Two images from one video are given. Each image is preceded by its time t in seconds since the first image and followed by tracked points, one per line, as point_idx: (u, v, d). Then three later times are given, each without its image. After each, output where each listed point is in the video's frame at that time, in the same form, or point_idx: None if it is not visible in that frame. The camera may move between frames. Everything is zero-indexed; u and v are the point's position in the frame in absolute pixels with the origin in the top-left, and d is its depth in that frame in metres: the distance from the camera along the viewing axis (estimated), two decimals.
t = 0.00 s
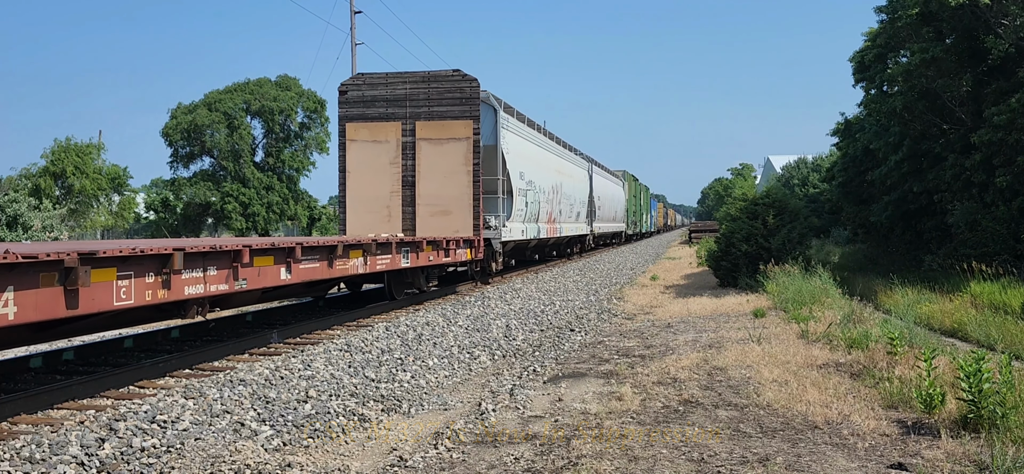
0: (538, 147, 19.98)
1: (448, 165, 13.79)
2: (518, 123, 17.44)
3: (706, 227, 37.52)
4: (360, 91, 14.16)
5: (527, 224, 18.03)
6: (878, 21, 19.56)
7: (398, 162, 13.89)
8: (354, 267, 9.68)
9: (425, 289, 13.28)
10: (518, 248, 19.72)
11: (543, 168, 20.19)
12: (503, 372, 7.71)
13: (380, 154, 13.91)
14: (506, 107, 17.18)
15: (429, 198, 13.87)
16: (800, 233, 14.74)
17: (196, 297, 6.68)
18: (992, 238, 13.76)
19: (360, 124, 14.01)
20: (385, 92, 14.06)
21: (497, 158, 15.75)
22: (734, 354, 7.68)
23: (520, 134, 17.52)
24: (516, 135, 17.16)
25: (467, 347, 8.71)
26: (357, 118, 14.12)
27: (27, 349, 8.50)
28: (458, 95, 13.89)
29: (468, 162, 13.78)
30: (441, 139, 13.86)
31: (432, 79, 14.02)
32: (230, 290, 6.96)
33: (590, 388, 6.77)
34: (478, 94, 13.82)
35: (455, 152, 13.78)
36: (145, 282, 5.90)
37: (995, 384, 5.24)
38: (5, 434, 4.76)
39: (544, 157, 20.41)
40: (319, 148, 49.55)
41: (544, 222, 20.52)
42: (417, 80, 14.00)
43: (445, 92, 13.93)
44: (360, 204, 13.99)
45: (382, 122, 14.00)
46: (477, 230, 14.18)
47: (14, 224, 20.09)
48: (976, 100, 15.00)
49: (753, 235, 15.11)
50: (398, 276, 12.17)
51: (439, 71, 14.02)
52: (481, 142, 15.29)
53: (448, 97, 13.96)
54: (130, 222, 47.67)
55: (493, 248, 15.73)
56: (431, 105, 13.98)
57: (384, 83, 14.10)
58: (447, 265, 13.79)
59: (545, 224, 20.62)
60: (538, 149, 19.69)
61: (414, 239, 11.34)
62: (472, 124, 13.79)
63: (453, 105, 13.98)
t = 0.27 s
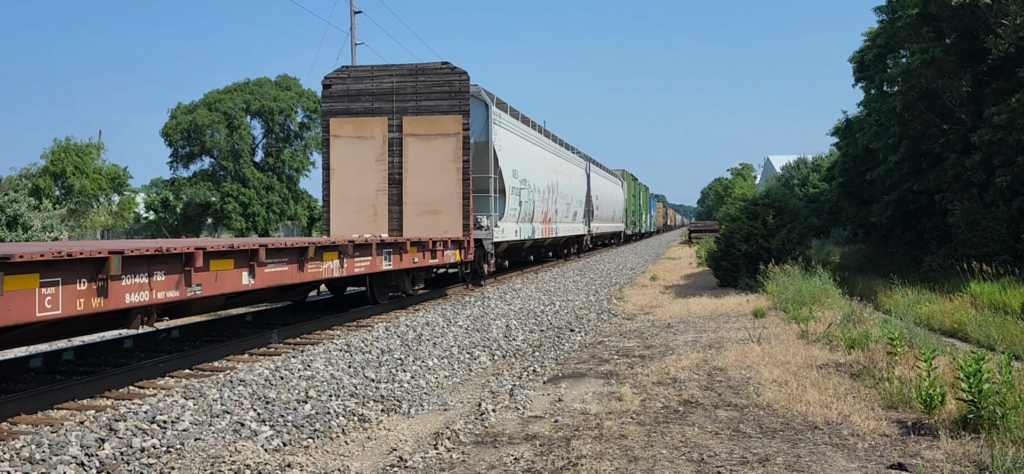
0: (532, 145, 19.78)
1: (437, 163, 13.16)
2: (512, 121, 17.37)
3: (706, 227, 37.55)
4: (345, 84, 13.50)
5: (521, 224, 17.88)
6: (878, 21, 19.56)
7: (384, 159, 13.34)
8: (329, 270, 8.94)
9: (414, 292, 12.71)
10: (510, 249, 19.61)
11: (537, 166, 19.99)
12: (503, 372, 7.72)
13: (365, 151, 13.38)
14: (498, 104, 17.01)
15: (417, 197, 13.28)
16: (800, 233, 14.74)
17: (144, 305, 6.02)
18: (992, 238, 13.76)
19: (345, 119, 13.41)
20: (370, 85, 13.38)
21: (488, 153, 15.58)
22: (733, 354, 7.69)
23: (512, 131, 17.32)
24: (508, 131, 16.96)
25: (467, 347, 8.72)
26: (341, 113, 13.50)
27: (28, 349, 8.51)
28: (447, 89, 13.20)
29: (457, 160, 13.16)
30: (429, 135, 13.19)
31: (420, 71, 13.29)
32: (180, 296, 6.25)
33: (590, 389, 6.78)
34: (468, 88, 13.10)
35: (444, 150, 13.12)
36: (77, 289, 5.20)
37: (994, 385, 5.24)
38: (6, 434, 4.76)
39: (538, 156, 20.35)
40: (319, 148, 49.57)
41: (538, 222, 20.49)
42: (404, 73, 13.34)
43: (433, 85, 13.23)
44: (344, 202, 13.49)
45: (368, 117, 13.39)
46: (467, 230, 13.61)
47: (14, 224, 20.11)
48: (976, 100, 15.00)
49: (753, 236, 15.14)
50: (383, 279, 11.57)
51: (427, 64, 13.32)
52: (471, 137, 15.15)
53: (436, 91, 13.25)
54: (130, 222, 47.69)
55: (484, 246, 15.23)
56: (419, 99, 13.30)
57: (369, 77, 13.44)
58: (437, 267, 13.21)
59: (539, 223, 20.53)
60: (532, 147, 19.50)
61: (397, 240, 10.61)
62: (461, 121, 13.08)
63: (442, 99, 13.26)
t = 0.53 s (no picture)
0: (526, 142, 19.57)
1: (425, 159, 12.76)
2: (503, 116, 17.03)
3: (706, 227, 37.56)
4: (328, 78, 13.11)
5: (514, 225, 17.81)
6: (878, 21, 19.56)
7: (369, 155, 12.88)
8: (301, 274, 8.38)
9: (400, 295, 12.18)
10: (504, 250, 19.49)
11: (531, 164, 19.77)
12: (503, 372, 7.72)
13: (349, 147, 12.90)
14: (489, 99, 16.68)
15: (404, 195, 12.83)
16: (800, 233, 14.73)
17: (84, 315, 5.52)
18: (992, 238, 13.75)
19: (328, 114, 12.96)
20: (354, 78, 13.03)
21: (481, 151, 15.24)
22: (733, 354, 7.70)
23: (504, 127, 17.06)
24: (500, 128, 16.69)
25: (467, 347, 8.72)
26: (324, 108, 13.06)
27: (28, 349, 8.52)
28: (435, 82, 12.89)
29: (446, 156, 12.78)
30: (417, 130, 12.80)
31: (406, 65, 12.99)
32: (122, 304, 5.70)
33: (590, 389, 6.78)
34: (456, 81, 12.81)
35: (432, 146, 12.75)
36: None
37: (994, 384, 5.24)
38: (6, 434, 4.77)
39: (533, 153, 20.22)
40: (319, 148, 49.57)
41: (533, 222, 20.40)
42: (390, 66, 13.03)
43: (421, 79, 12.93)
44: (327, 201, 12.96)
45: (352, 112, 12.97)
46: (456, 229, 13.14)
47: (14, 224, 20.10)
48: (976, 100, 14.99)
49: (753, 236, 15.14)
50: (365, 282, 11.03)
51: (414, 57, 13.04)
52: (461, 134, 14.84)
53: (424, 84, 12.95)
54: (130, 222, 47.70)
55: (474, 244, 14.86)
56: (406, 93, 12.96)
57: (354, 70, 13.07)
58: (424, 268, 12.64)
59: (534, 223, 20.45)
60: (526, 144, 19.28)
61: (377, 241, 10.28)
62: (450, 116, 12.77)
63: (430, 93, 12.95)
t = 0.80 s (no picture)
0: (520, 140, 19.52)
1: (412, 156, 12.23)
2: (495, 110, 16.97)
3: (706, 227, 37.58)
4: (311, 71, 12.61)
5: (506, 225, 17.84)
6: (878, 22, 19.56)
7: (353, 151, 12.37)
8: (268, 278, 7.63)
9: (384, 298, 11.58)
10: (498, 250, 19.39)
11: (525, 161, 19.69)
12: (503, 372, 7.73)
13: (333, 142, 12.39)
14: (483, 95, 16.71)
15: (389, 194, 12.27)
16: (800, 233, 14.72)
17: (9, 326, 4.83)
18: (992, 238, 13.75)
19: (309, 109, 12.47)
20: (337, 70, 12.45)
21: (471, 146, 15.19)
22: (733, 354, 7.70)
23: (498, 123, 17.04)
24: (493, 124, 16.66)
25: (467, 347, 8.73)
26: (307, 102, 12.56)
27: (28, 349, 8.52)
28: (423, 75, 12.31)
29: (434, 152, 12.24)
30: (403, 125, 12.27)
31: (392, 56, 12.42)
32: (50, 315, 4.97)
33: (590, 389, 6.79)
34: (445, 74, 12.22)
35: (419, 141, 12.21)
36: None
37: (994, 385, 5.24)
38: (6, 434, 4.77)
39: (527, 152, 20.07)
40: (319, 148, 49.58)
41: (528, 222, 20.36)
42: (376, 58, 12.46)
43: (407, 72, 12.36)
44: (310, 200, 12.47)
45: (335, 106, 12.44)
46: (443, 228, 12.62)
47: (14, 224, 20.09)
48: (976, 99, 15.00)
49: (753, 236, 15.15)
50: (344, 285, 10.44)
51: (400, 48, 12.46)
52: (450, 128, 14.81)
53: (410, 77, 12.37)
54: (130, 222, 47.70)
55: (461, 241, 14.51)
56: (392, 86, 12.40)
57: (337, 62, 12.50)
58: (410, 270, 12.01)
59: (529, 223, 20.44)
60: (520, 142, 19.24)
61: (356, 242, 9.60)
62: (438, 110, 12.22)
63: (417, 86, 12.37)
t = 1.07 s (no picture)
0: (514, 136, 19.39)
1: (398, 151, 12.10)
2: (486, 106, 16.89)
3: (706, 227, 37.60)
4: (291, 63, 12.36)
5: (501, 225, 17.79)
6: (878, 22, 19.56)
7: (336, 147, 12.19)
8: (229, 284, 7.04)
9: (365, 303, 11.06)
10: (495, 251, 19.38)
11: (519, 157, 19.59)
12: (503, 372, 7.73)
13: (314, 138, 12.19)
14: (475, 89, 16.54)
15: (373, 192, 12.11)
16: (800, 233, 14.71)
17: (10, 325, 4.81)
18: (992, 238, 13.75)
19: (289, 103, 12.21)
20: (319, 62, 12.25)
21: (459, 142, 15.11)
22: (733, 354, 7.70)
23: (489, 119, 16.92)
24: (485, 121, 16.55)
25: (467, 347, 8.73)
26: (286, 96, 12.30)
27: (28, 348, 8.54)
28: (409, 68, 12.18)
29: (420, 148, 12.15)
30: (389, 120, 12.12)
31: (377, 48, 12.27)
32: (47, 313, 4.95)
33: (590, 389, 6.79)
34: (431, 67, 12.08)
35: (404, 135, 12.10)
36: None
37: (994, 384, 5.24)
38: (6, 434, 4.77)
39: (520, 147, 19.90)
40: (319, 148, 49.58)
41: (524, 221, 20.31)
42: (360, 49, 12.28)
43: (392, 64, 12.21)
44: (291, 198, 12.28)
45: (317, 100, 12.24)
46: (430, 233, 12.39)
47: (14, 224, 20.08)
48: (976, 99, 15.00)
49: (753, 236, 15.15)
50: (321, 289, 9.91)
51: (386, 40, 12.33)
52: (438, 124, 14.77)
53: (395, 70, 12.22)
54: (130, 222, 47.69)
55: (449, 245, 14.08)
56: (376, 79, 12.22)
57: (320, 54, 12.32)
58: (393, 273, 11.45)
59: (524, 223, 20.41)
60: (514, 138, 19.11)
61: (331, 244, 9.10)
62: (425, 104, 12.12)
63: (403, 79, 12.22)
